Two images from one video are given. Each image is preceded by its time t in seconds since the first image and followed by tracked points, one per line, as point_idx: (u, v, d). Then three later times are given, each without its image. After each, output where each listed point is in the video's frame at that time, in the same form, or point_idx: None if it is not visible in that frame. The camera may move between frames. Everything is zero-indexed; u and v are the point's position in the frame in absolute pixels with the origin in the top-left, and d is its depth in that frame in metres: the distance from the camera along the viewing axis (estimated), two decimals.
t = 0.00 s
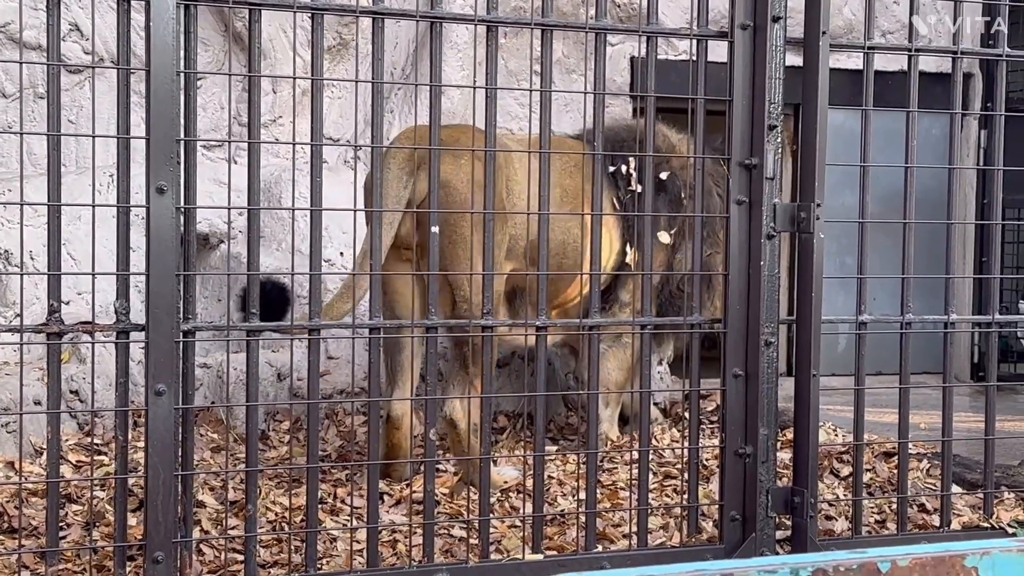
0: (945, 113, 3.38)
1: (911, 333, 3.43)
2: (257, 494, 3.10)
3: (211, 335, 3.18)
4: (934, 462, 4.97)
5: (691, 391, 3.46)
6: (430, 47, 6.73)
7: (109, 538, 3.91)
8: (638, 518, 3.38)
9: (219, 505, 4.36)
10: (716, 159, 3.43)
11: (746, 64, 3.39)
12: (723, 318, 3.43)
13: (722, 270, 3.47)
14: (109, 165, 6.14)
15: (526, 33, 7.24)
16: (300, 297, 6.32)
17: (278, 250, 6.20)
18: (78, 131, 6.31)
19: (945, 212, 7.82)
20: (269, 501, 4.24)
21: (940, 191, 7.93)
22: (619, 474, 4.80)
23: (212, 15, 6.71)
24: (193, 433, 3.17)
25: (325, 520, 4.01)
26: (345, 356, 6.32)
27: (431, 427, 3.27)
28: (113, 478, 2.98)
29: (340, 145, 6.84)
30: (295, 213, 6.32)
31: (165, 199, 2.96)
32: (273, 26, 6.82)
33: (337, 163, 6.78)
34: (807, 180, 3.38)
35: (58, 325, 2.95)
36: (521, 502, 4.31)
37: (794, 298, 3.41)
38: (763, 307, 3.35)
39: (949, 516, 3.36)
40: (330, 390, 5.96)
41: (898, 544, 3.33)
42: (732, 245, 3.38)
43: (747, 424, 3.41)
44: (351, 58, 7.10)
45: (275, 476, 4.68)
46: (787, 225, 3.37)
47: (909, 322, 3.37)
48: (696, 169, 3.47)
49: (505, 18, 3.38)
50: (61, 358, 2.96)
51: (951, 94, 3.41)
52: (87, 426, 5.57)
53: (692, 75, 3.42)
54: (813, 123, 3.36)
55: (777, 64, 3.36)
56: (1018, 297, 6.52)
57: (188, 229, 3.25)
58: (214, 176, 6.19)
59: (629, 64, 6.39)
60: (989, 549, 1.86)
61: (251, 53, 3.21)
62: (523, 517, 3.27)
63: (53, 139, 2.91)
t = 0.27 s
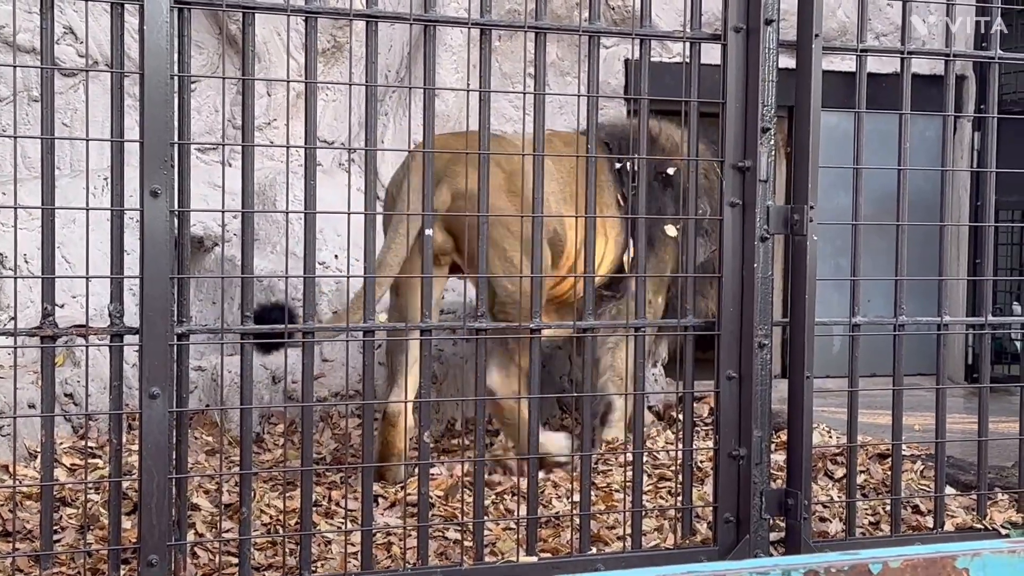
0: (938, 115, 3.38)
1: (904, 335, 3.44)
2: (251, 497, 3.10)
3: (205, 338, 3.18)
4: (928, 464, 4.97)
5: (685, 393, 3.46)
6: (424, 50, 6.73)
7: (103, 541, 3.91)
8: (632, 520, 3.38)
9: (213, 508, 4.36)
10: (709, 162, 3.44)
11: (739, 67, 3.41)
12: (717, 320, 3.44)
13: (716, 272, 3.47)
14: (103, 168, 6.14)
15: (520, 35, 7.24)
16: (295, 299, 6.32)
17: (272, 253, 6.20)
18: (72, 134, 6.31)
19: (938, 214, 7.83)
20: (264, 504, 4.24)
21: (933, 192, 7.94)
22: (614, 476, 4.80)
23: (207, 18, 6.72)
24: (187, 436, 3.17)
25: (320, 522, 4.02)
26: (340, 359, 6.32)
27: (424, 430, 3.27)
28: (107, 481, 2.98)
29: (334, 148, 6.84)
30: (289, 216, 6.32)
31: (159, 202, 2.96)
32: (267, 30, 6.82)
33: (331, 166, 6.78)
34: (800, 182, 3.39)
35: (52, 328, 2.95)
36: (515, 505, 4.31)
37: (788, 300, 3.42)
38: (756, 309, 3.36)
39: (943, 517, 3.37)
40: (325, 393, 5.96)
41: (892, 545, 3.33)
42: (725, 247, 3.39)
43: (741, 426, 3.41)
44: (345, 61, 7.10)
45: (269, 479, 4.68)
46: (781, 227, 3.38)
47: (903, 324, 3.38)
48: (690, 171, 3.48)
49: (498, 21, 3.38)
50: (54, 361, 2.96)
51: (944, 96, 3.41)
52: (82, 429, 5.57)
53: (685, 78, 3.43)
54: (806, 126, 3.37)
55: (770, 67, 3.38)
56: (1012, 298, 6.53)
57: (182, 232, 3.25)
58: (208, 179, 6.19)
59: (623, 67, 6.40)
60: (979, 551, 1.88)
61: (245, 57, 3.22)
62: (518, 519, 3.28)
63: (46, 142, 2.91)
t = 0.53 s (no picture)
0: (927, 120, 3.39)
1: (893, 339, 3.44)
2: (243, 502, 3.10)
3: (196, 343, 3.18)
4: (917, 468, 4.98)
5: (675, 397, 3.47)
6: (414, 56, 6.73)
7: (94, 547, 3.90)
8: (623, 524, 3.39)
9: (204, 513, 4.36)
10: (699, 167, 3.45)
11: (728, 72, 3.42)
12: (707, 325, 3.45)
13: (706, 277, 3.49)
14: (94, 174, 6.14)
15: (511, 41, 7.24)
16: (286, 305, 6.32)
17: (263, 259, 6.20)
18: (63, 140, 6.31)
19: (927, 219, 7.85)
20: (256, 509, 4.24)
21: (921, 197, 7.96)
22: (605, 481, 4.80)
23: (198, 24, 6.73)
24: (178, 441, 3.17)
25: (311, 527, 4.02)
26: (331, 364, 6.31)
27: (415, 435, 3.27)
28: (98, 487, 2.98)
29: (325, 154, 6.84)
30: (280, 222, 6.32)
31: (149, 208, 2.96)
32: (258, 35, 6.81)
33: (323, 171, 6.78)
34: (790, 187, 3.40)
35: (43, 334, 2.95)
36: (506, 509, 4.31)
37: (778, 305, 3.44)
38: (746, 314, 3.37)
39: (932, 521, 3.38)
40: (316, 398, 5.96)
41: (882, 549, 3.34)
42: (715, 252, 3.41)
43: (731, 430, 3.42)
44: (336, 67, 7.10)
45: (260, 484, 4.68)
46: (770, 232, 3.40)
47: (892, 328, 3.39)
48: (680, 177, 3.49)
49: (488, 27, 3.39)
50: (45, 367, 2.96)
51: (932, 101, 3.42)
52: (73, 435, 5.57)
53: (675, 83, 3.44)
54: (795, 131, 3.39)
55: (759, 73, 3.39)
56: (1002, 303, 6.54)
57: (173, 237, 3.25)
58: (200, 185, 6.20)
59: (614, 73, 6.42)
60: (967, 554, 1.88)
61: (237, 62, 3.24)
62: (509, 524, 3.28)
63: (37, 148, 2.91)
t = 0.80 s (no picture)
0: (914, 127, 3.40)
1: (882, 345, 3.45)
2: (232, 509, 3.10)
3: (186, 350, 3.18)
4: (906, 474, 4.99)
5: (665, 404, 3.48)
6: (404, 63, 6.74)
7: (83, 554, 3.90)
8: (612, 531, 3.39)
9: (194, 520, 4.36)
10: (688, 174, 3.46)
11: (716, 79, 3.43)
12: (696, 332, 3.46)
13: (695, 284, 3.50)
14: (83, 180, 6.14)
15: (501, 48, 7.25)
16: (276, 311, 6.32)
17: (253, 265, 6.20)
18: (52, 147, 6.31)
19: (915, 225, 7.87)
20: (245, 515, 4.24)
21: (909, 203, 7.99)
22: (595, 487, 4.80)
23: (187, 30, 6.72)
24: (168, 448, 3.17)
25: (301, 534, 4.02)
26: (320, 371, 6.31)
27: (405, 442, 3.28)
28: (87, 494, 2.98)
29: (315, 160, 6.83)
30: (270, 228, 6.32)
31: (139, 215, 2.96)
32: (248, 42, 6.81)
33: (313, 178, 6.77)
34: (779, 194, 3.41)
35: (32, 341, 2.95)
36: (495, 516, 4.31)
37: (767, 311, 3.45)
38: (735, 320, 3.38)
39: (920, 527, 3.39)
40: (305, 403, 5.95)
41: (870, 556, 3.35)
42: (704, 259, 3.42)
43: (720, 437, 3.43)
44: (326, 73, 7.09)
45: (250, 491, 4.68)
46: (759, 239, 3.41)
47: (880, 334, 3.40)
48: (669, 184, 3.50)
49: (478, 35, 3.40)
50: (35, 374, 2.96)
51: (919, 108, 3.43)
52: (63, 441, 5.56)
53: (664, 90, 3.45)
54: (783, 137, 3.40)
55: (747, 80, 3.40)
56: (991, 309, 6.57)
57: (163, 245, 3.25)
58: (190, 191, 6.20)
59: (603, 80, 6.43)
60: (954, 561, 1.94)
61: (226, 70, 3.25)
62: (498, 531, 3.28)
63: (26, 156, 2.92)
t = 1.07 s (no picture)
0: (899, 136, 3.41)
1: (867, 354, 3.46)
2: (219, 519, 3.09)
3: (173, 359, 3.17)
4: (891, 481, 4.99)
5: (651, 412, 3.49)
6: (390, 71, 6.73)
7: (68, 564, 3.90)
8: (599, 539, 3.40)
9: (180, 529, 4.35)
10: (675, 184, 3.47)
11: (702, 89, 3.45)
12: (682, 340, 3.47)
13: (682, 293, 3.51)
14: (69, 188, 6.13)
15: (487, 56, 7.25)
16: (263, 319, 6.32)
17: (240, 273, 6.20)
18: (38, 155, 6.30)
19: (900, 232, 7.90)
20: (232, 524, 4.24)
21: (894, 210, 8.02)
22: (581, 495, 4.80)
23: (174, 38, 6.71)
24: (155, 458, 3.16)
25: (288, 543, 4.02)
26: (307, 379, 6.30)
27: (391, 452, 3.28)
28: (73, 504, 2.97)
29: (302, 168, 6.82)
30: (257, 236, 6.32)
31: (125, 225, 2.96)
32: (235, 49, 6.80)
33: (299, 186, 6.76)
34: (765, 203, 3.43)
35: (18, 351, 2.94)
36: (482, 524, 4.31)
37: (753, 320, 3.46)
38: (721, 329, 3.39)
39: (905, 535, 3.40)
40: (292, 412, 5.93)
41: (856, 565, 3.37)
42: (691, 268, 3.43)
43: (707, 445, 3.44)
44: (313, 81, 7.08)
45: (236, 500, 4.67)
46: (745, 248, 3.42)
47: (866, 343, 3.41)
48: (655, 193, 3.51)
49: (465, 45, 3.41)
50: (20, 384, 2.95)
51: (904, 117, 3.44)
52: (48, 450, 5.55)
53: (650, 99, 3.45)
54: (769, 146, 3.42)
55: (733, 89, 3.42)
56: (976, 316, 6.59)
57: (150, 254, 3.24)
58: (176, 199, 6.20)
59: (589, 88, 6.45)
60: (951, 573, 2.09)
61: (213, 80, 3.25)
62: (485, 540, 3.29)
63: (11, 166, 2.91)
